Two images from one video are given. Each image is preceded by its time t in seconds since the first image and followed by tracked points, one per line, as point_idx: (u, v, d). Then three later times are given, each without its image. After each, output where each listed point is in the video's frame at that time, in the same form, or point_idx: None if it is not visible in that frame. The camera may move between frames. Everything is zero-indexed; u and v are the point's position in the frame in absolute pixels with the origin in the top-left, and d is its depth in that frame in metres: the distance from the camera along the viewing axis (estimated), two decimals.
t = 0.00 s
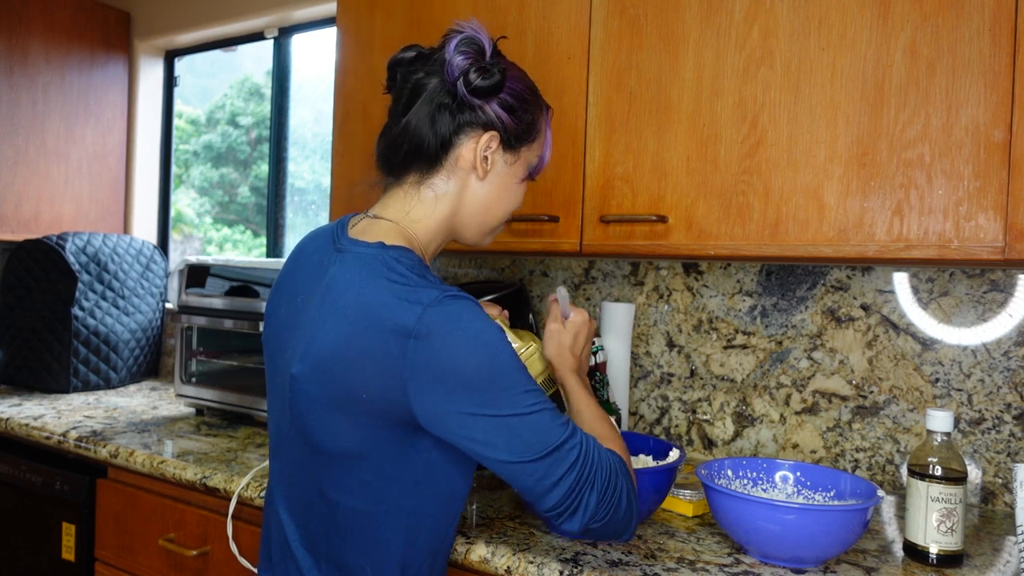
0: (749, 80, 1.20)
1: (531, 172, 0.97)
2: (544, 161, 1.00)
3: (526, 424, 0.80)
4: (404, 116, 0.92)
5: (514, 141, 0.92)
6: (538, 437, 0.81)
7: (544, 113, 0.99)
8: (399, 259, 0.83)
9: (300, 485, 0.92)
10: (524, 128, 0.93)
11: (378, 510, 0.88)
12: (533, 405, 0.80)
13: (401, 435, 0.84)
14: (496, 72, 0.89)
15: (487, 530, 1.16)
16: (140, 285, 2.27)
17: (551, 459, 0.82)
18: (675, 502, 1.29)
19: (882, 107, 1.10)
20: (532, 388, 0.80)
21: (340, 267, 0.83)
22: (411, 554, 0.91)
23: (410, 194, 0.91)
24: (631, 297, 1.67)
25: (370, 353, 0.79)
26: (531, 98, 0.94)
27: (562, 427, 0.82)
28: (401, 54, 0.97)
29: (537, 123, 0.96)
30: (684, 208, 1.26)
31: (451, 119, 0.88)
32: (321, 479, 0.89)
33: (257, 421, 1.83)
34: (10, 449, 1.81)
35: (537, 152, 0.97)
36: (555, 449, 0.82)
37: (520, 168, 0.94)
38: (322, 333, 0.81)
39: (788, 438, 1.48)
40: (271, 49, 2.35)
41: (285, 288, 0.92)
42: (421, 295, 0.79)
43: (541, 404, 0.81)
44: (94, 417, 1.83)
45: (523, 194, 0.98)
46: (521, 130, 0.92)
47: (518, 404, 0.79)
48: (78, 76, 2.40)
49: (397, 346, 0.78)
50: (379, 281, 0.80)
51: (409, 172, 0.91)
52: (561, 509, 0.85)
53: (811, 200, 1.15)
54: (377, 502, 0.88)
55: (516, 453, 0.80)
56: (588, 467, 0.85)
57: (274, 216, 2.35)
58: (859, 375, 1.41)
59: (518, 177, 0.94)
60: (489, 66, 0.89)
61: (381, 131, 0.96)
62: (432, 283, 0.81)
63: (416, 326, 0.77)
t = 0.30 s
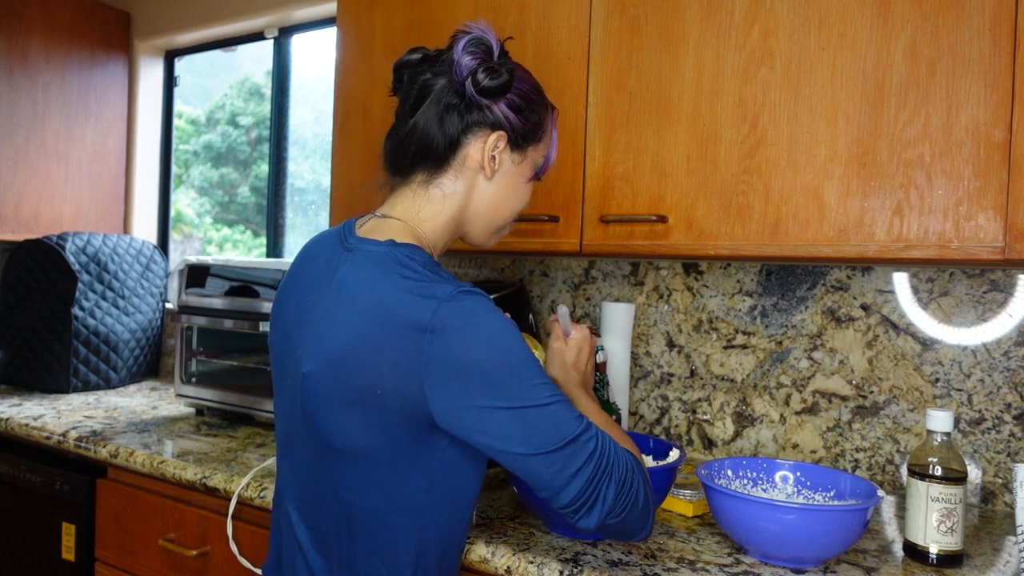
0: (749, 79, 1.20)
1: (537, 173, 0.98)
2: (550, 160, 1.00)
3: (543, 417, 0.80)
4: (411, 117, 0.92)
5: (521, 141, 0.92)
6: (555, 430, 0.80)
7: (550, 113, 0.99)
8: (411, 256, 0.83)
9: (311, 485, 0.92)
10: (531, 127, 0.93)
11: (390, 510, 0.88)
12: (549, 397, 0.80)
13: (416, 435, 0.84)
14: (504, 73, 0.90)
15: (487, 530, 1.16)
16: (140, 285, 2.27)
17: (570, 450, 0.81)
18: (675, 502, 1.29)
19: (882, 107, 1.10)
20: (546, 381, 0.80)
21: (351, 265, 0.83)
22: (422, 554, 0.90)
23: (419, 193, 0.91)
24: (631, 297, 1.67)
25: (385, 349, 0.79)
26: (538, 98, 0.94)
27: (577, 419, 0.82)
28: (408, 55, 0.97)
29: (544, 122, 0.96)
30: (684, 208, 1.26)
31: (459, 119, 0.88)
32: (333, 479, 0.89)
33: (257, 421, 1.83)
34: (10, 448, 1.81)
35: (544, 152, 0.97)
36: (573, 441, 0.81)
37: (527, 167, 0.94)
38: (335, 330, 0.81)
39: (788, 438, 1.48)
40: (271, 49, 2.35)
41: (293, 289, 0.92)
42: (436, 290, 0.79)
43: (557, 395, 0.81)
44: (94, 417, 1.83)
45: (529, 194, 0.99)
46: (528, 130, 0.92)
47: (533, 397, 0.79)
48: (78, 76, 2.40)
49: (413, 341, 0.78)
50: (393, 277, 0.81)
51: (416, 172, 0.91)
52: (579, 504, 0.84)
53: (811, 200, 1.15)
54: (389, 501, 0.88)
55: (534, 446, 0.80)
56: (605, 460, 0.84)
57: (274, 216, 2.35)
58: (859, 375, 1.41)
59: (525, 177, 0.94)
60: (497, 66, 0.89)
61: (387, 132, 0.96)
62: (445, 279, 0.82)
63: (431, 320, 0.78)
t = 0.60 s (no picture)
0: (749, 80, 1.20)
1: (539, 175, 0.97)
2: (553, 161, 1.00)
3: (551, 415, 0.80)
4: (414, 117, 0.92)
5: (523, 142, 0.92)
6: (563, 429, 0.80)
7: (553, 114, 0.98)
8: (419, 254, 0.84)
9: (316, 484, 0.92)
10: (533, 129, 0.92)
11: (395, 510, 0.88)
12: (558, 395, 0.80)
13: (425, 434, 0.84)
14: (506, 74, 0.89)
15: (487, 530, 1.16)
16: (140, 285, 2.27)
17: (578, 449, 0.81)
18: (675, 502, 1.29)
19: (882, 107, 1.10)
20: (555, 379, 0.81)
21: (359, 263, 0.83)
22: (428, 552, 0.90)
23: (422, 192, 0.91)
24: (631, 297, 1.67)
25: (395, 347, 0.79)
26: (540, 100, 0.94)
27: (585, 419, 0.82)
28: (412, 55, 0.97)
29: (546, 124, 0.95)
30: (684, 208, 1.26)
31: (460, 120, 0.88)
32: (339, 478, 0.89)
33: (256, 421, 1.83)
34: (10, 448, 1.81)
35: (546, 153, 0.97)
36: (580, 441, 0.81)
37: (529, 169, 0.94)
38: (343, 328, 0.81)
39: (788, 438, 1.48)
40: (271, 49, 2.35)
41: (295, 288, 0.91)
42: (447, 287, 0.80)
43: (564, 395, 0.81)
44: (94, 417, 1.83)
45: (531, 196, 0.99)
46: (529, 132, 0.92)
47: (542, 396, 0.79)
48: (78, 76, 2.40)
49: (423, 338, 0.78)
50: (403, 274, 0.81)
51: (418, 173, 0.91)
52: (586, 505, 0.83)
53: (811, 200, 1.15)
54: (396, 500, 0.87)
55: (541, 444, 0.80)
56: (613, 461, 0.83)
57: (274, 216, 2.35)
58: (859, 375, 1.41)
59: (527, 178, 0.94)
60: (499, 67, 0.89)
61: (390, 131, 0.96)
62: (454, 276, 0.82)
63: (442, 317, 0.78)
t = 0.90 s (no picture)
0: (749, 79, 1.20)
1: (535, 174, 0.96)
2: (551, 162, 0.99)
3: (544, 417, 0.79)
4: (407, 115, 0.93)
5: (516, 142, 0.90)
6: (557, 432, 0.79)
7: (551, 113, 0.97)
8: (415, 254, 0.84)
9: (313, 484, 0.92)
10: (527, 129, 0.91)
11: (394, 509, 0.88)
12: (551, 397, 0.80)
13: (420, 434, 0.84)
14: (497, 72, 0.88)
15: (488, 530, 1.16)
16: (140, 285, 2.27)
17: (569, 451, 0.80)
18: (675, 502, 1.29)
19: (882, 107, 1.10)
20: (549, 381, 0.80)
21: (355, 264, 0.83)
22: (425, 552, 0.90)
23: (417, 191, 0.91)
24: (631, 297, 1.67)
25: (389, 347, 0.79)
26: (536, 98, 0.93)
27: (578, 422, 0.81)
28: (410, 52, 0.97)
29: (542, 123, 0.94)
30: (684, 208, 1.26)
31: (451, 119, 0.88)
32: (335, 477, 0.89)
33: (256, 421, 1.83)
34: (10, 448, 1.81)
35: (543, 153, 0.96)
36: (573, 444, 0.80)
37: (522, 168, 0.93)
38: (339, 328, 0.81)
39: (788, 438, 1.48)
40: (271, 49, 2.35)
41: (290, 288, 0.91)
42: (442, 288, 0.80)
43: (558, 397, 0.80)
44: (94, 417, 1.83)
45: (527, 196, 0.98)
46: (524, 131, 0.91)
47: (536, 398, 0.79)
48: (78, 76, 2.40)
49: (418, 340, 0.78)
50: (398, 275, 0.81)
51: (411, 171, 0.92)
52: (580, 507, 0.82)
53: (811, 200, 1.15)
54: (392, 499, 0.87)
55: (533, 446, 0.79)
56: (608, 464, 0.82)
57: (274, 217, 2.35)
58: (859, 375, 1.41)
59: (520, 178, 0.93)
60: (490, 65, 0.88)
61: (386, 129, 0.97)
62: (450, 277, 0.82)
63: (436, 319, 0.78)
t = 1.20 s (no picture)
0: (749, 79, 1.20)
1: (521, 173, 0.96)
2: (537, 162, 0.98)
3: (520, 428, 0.79)
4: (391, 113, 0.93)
5: (500, 141, 0.90)
6: (531, 444, 0.79)
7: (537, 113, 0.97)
8: (398, 258, 0.84)
9: (299, 484, 0.92)
10: (512, 128, 0.91)
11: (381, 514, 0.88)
12: (527, 412, 0.79)
13: (403, 437, 0.84)
14: (481, 71, 0.88)
15: (487, 530, 1.16)
16: (140, 285, 2.27)
17: (539, 469, 0.80)
18: (675, 502, 1.29)
19: (882, 107, 1.10)
20: (527, 394, 0.79)
21: (339, 267, 0.83)
22: (411, 554, 0.91)
23: (401, 190, 0.91)
24: (631, 297, 1.66)
25: (370, 352, 0.79)
26: (522, 98, 0.92)
27: (553, 437, 0.80)
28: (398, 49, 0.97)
29: (528, 122, 0.94)
30: (684, 208, 1.26)
31: (434, 117, 0.88)
32: (322, 481, 0.89)
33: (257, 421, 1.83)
34: (11, 448, 1.81)
35: (529, 153, 0.96)
36: (544, 461, 0.80)
37: (507, 168, 0.93)
38: (322, 331, 0.81)
39: (788, 438, 1.48)
40: (270, 49, 2.35)
41: (275, 288, 0.91)
42: (424, 295, 0.79)
43: (532, 413, 0.80)
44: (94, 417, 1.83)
45: (512, 194, 0.98)
46: (508, 130, 0.91)
47: (513, 409, 0.79)
48: (78, 76, 2.40)
49: (398, 346, 0.78)
50: (379, 280, 0.81)
51: (395, 169, 0.92)
52: (548, 520, 0.82)
53: (811, 200, 1.15)
54: (375, 503, 0.88)
55: (507, 458, 0.79)
56: (578, 481, 0.82)
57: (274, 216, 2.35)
58: (859, 375, 1.41)
59: (505, 177, 0.94)
60: (473, 64, 0.88)
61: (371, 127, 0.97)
62: (433, 282, 0.82)
63: (417, 326, 0.77)
